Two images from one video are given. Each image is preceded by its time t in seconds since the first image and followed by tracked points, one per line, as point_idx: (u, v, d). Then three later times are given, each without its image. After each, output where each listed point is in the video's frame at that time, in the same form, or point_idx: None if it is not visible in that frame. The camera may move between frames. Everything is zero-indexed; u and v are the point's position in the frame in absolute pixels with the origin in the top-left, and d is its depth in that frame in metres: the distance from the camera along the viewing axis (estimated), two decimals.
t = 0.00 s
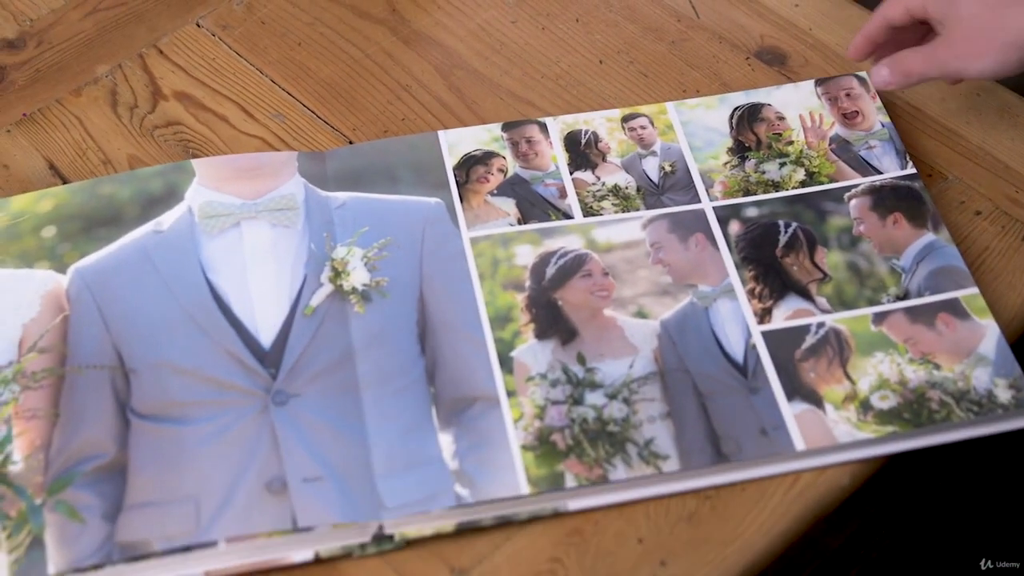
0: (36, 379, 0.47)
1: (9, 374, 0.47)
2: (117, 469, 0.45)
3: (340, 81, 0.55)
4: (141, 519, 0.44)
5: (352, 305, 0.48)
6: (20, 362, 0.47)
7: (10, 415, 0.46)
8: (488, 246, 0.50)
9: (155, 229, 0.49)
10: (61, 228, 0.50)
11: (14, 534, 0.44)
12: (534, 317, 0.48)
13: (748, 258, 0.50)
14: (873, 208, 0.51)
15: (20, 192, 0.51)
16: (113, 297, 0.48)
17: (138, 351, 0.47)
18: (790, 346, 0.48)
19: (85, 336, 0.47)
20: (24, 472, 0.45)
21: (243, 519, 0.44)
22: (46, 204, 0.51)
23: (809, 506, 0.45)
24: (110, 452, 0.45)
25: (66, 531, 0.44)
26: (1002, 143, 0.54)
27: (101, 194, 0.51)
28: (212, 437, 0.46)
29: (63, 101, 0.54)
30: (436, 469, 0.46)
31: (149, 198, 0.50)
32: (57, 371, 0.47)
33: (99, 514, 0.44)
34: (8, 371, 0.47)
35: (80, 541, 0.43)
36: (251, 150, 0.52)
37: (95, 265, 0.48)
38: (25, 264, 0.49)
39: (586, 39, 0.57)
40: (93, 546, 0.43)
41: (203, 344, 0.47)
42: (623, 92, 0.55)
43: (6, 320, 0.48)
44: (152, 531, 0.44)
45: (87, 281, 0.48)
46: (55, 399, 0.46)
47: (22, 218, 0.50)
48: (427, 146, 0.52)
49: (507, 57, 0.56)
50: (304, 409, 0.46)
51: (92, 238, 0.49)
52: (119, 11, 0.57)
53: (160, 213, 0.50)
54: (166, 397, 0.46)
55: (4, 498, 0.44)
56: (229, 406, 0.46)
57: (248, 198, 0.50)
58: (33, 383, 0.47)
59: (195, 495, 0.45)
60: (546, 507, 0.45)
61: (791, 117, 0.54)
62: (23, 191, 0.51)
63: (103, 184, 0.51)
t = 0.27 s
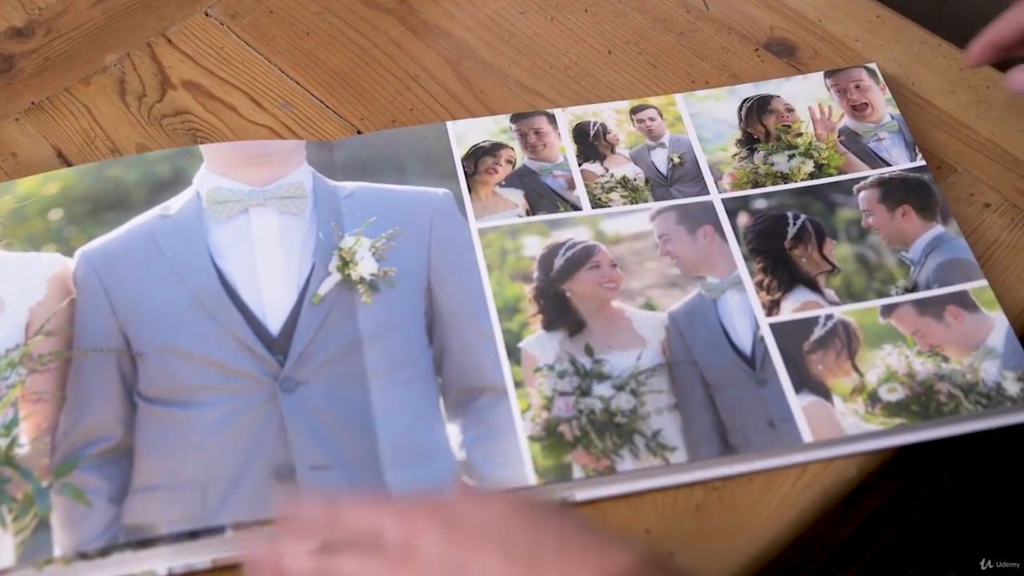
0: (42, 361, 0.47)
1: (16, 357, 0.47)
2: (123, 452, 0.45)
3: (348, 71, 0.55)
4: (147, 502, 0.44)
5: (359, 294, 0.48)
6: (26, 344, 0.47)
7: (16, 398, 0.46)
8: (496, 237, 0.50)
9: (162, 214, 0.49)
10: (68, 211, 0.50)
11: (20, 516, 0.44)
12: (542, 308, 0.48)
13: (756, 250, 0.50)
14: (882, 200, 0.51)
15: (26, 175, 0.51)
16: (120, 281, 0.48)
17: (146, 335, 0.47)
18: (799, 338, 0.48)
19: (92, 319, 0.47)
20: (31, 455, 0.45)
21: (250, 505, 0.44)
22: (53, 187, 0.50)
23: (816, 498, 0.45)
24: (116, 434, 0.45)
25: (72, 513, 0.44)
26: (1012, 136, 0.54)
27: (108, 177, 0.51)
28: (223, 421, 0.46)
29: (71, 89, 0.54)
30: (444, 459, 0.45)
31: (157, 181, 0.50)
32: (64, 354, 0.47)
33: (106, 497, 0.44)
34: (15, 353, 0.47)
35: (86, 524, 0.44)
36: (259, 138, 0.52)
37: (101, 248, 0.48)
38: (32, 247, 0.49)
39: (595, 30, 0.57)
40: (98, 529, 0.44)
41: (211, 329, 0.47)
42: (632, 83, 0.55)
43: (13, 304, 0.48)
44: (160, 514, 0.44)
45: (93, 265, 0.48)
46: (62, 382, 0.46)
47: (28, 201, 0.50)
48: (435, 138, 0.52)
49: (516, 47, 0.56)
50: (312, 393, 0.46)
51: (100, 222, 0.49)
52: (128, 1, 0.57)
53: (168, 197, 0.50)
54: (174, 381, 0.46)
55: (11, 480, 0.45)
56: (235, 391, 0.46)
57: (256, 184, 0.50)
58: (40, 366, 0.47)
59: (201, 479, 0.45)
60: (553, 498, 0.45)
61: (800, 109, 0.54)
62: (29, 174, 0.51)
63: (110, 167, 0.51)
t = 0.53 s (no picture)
0: (62, 346, 0.47)
1: (36, 342, 0.47)
2: (142, 438, 0.45)
3: (368, 59, 0.55)
4: (165, 487, 0.44)
5: (378, 282, 0.48)
6: (46, 329, 0.47)
7: (36, 382, 0.46)
8: (515, 227, 0.50)
9: (182, 200, 0.49)
10: (89, 197, 0.50)
11: (39, 500, 0.44)
12: (561, 298, 0.48)
13: (775, 243, 0.50)
14: (901, 193, 0.51)
15: (46, 160, 0.51)
16: (140, 267, 0.48)
17: (165, 321, 0.47)
18: (817, 332, 0.48)
19: (112, 305, 0.47)
20: (50, 439, 0.45)
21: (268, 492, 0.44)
22: (73, 172, 0.50)
23: (834, 492, 0.45)
24: (135, 420, 0.46)
25: (90, 498, 0.44)
26: None
27: (129, 163, 0.51)
28: (241, 407, 0.46)
29: (92, 75, 0.54)
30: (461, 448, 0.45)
31: (177, 168, 0.50)
32: (84, 339, 0.47)
33: (124, 482, 0.44)
34: (35, 338, 0.47)
35: (104, 509, 0.44)
36: (279, 125, 0.52)
37: (122, 234, 0.49)
38: (52, 233, 0.49)
39: (615, 21, 0.57)
40: (117, 513, 0.44)
41: (230, 316, 0.47)
42: (653, 74, 0.55)
43: (33, 288, 0.48)
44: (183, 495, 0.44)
45: (114, 251, 0.48)
46: (81, 367, 0.46)
47: (49, 186, 0.50)
48: (455, 126, 0.52)
49: (536, 38, 0.56)
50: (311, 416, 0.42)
51: (120, 207, 0.49)
52: None
53: (189, 183, 0.50)
54: (193, 366, 0.46)
55: (30, 464, 0.45)
56: (254, 378, 0.46)
57: (277, 172, 0.50)
58: (60, 350, 0.47)
59: (219, 465, 0.45)
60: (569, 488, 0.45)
61: (820, 102, 0.53)
62: (50, 159, 0.51)
63: (131, 153, 0.51)
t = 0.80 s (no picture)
0: (88, 329, 0.47)
1: (62, 324, 0.47)
2: (166, 422, 0.46)
3: (396, 47, 0.55)
4: (189, 471, 0.45)
5: (403, 270, 0.48)
6: (72, 312, 0.47)
7: (62, 363, 0.46)
8: (540, 217, 0.50)
9: (209, 185, 0.49)
10: (116, 180, 0.50)
11: (63, 481, 0.44)
12: (585, 288, 0.48)
13: (800, 236, 0.50)
14: (927, 189, 0.51)
15: (74, 143, 0.52)
16: (166, 251, 0.48)
17: (190, 305, 0.47)
18: (841, 326, 0.48)
19: (137, 289, 0.47)
20: (75, 421, 0.45)
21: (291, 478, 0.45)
22: (101, 155, 0.51)
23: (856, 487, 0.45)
24: (161, 403, 0.46)
25: (114, 480, 0.44)
26: None
27: (156, 147, 0.51)
28: (265, 392, 0.46)
29: (120, 59, 0.54)
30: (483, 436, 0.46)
31: (204, 153, 0.50)
32: (110, 322, 0.47)
33: (148, 465, 0.45)
34: (61, 320, 0.47)
35: (128, 490, 0.44)
36: (306, 112, 0.52)
37: (148, 218, 0.49)
38: (79, 216, 0.49)
39: (643, 12, 0.57)
40: (141, 496, 0.44)
41: (255, 302, 0.47)
42: (680, 66, 0.55)
43: (60, 271, 0.48)
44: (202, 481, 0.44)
45: (140, 235, 0.48)
46: (107, 350, 0.47)
47: (76, 168, 0.50)
48: (481, 115, 0.52)
49: (564, 28, 0.56)
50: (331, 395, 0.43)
51: (146, 191, 0.49)
52: None
53: (215, 168, 0.50)
54: (217, 351, 0.47)
55: (55, 446, 0.45)
56: (279, 363, 0.46)
57: (302, 159, 0.50)
58: (86, 333, 0.47)
59: (243, 450, 0.45)
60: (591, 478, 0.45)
61: (848, 96, 0.53)
62: (78, 142, 0.51)
63: (158, 138, 0.51)
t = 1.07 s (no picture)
0: (113, 320, 0.47)
1: (88, 314, 0.47)
2: (191, 419, 0.46)
3: (422, 37, 0.55)
4: (213, 469, 0.45)
5: (427, 260, 0.48)
6: (98, 302, 0.47)
7: (87, 355, 0.47)
8: (565, 209, 0.49)
9: (235, 175, 0.49)
10: (142, 168, 0.50)
11: (88, 475, 0.45)
12: (609, 282, 0.48)
13: (826, 232, 0.49)
14: (954, 186, 0.50)
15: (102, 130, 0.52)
16: (191, 243, 0.48)
17: (215, 300, 0.47)
18: (865, 323, 0.48)
19: (163, 283, 0.48)
20: (100, 414, 0.46)
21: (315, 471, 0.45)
22: (127, 142, 0.51)
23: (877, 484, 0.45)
24: (186, 400, 0.46)
25: (139, 476, 0.45)
26: None
27: (182, 136, 0.51)
28: (287, 390, 0.46)
29: (148, 45, 0.54)
30: (507, 428, 0.46)
31: (230, 144, 0.50)
32: (135, 315, 0.47)
33: (172, 461, 0.45)
34: (87, 310, 0.48)
35: (153, 488, 0.45)
36: (333, 102, 0.52)
37: (174, 209, 0.49)
38: (105, 202, 0.49)
39: (671, 4, 0.57)
40: (165, 494, 0.45)
41: (280, 297, 0.47)
42: (707, 60, 0.54)
43: (85, 258, 0.48)
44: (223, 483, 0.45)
45: (165, 225, 0.48)
46: (133, 343, 0.47)
47: (103, 155, 0.50)
48: (507, 106, 0.52)
49: (591, 20, 0.56)
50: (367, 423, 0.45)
51: (172, 180, 0.49)
52: None
53: (240, 159, 0.50)
54: (242, 347, 0.47)
55: (80, 438, 0.46)
56: (303, 360, 0.47)
57: (328, 150, 0.50)
58: (111, 324, 0.47)
59: (266, 449, 0.46)
60: (614, 471, 0.45)
61: (875, 92, 0.53)
62: (105, 128, 0.52)
63: (185, 126, 0.51)
